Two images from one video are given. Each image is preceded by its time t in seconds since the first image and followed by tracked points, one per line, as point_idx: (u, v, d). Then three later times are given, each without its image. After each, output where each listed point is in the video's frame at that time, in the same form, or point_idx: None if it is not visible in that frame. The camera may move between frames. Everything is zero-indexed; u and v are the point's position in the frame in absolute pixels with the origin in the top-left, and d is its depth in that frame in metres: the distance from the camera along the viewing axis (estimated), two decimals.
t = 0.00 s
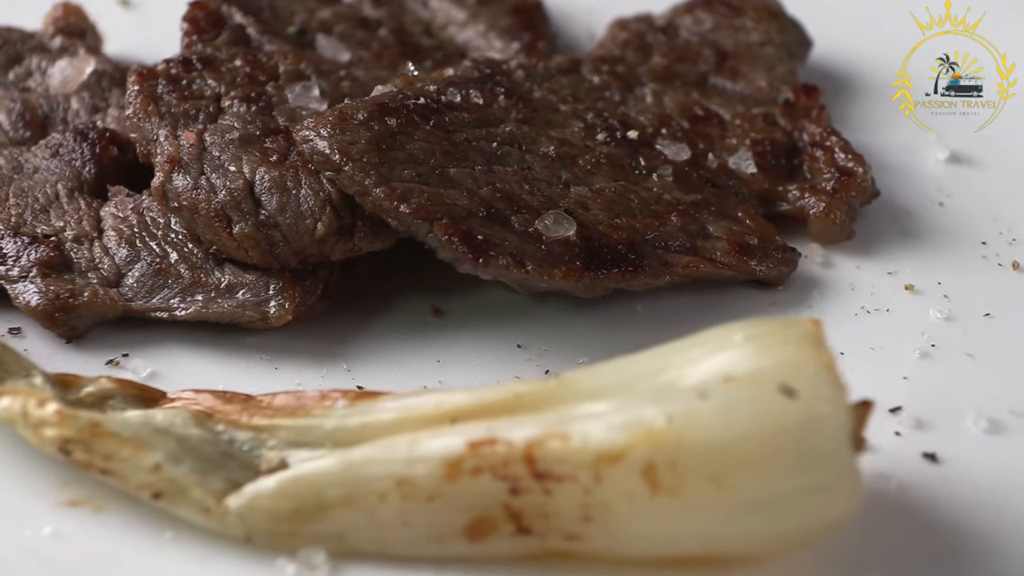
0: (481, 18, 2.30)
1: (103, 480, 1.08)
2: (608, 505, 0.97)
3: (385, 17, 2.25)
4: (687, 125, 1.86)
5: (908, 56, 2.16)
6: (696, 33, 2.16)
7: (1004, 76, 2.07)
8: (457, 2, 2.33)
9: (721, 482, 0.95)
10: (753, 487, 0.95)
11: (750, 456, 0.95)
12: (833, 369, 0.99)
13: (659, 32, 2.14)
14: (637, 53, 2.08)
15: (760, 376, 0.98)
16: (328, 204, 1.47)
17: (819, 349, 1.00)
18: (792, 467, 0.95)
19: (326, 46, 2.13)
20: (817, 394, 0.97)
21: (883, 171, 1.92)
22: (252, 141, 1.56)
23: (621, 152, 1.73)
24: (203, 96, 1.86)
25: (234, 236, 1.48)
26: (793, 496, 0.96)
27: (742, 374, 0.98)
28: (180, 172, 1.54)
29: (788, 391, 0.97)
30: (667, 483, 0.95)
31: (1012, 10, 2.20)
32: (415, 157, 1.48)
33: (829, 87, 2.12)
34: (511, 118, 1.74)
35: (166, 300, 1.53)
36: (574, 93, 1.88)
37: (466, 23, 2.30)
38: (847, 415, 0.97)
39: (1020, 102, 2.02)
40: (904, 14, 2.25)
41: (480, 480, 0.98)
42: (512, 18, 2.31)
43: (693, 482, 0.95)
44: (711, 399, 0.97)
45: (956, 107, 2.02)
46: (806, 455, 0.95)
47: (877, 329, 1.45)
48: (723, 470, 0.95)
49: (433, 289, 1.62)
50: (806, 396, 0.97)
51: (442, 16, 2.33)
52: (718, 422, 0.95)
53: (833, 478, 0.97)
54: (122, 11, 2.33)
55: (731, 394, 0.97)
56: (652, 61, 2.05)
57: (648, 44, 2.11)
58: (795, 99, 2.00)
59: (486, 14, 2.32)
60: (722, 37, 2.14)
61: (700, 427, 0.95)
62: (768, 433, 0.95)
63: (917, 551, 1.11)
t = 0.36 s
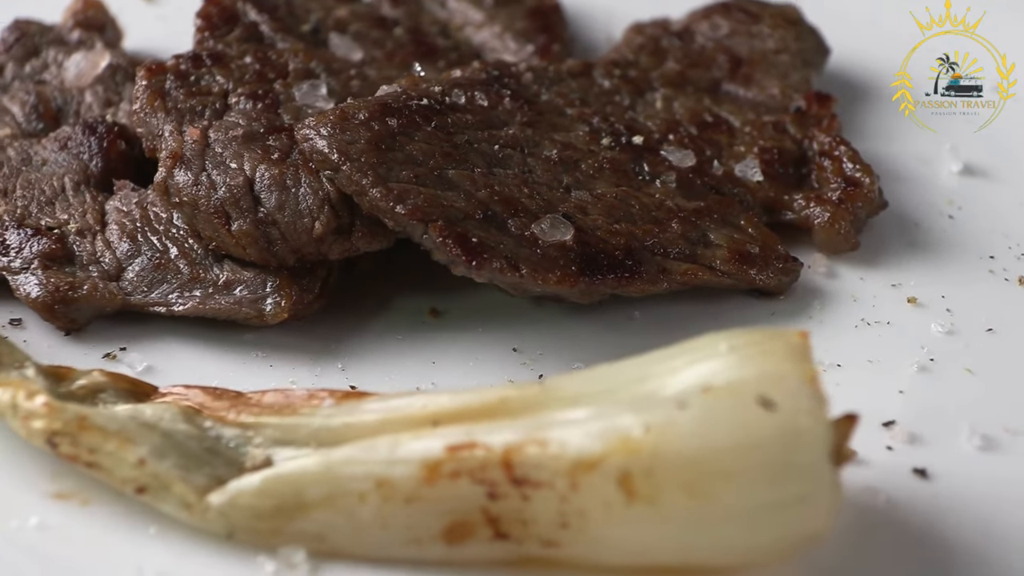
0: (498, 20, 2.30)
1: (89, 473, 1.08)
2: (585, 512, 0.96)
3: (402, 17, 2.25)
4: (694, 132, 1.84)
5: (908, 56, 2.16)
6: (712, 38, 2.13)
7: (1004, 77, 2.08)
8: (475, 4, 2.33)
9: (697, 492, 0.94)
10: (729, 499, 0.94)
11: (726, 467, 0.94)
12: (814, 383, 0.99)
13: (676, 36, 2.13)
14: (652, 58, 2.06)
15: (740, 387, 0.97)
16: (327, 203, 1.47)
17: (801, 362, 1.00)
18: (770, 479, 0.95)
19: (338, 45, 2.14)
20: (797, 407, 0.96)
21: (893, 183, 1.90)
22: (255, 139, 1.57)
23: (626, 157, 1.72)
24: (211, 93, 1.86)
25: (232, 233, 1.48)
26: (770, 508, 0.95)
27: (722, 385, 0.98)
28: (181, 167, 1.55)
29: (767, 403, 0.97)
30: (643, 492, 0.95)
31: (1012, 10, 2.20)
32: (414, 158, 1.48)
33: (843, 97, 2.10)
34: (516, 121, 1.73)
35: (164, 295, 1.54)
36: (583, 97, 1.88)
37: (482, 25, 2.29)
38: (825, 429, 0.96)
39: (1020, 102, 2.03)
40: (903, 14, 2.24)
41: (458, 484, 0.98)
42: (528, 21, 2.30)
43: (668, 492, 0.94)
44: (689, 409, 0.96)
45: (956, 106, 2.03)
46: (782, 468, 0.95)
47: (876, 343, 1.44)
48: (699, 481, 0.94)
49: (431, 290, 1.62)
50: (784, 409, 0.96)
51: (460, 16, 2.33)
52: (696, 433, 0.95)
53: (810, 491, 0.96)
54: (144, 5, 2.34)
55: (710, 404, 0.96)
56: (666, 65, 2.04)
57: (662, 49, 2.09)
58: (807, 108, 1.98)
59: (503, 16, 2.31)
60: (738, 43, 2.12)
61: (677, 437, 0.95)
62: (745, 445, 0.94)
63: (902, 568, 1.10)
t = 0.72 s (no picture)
0: (513, 21, 2.29)
1: (77, 466, 1.09)
2: (563, 518, 0.97)
3: (417, 16, 2.25)
4: (701, 137, 1.83)
5: (908, 56, 2.17)
6: (725, 44, 2.12)
7: (1005, 76, 2.08)
8: (492, 5, 2.32)
9: (674, 502, 0.94)
10: (705, 509, 0.94)
11: (703, 477, 0.93)
12: (797, 394, 0.97)
13: (691, 41, 2.11)
14: (663, 62, 2.05)
15: (721, 396, 0.96)
16: (326, 202, 1.47)
17: (785, 372, 0.98)
18: (746, 490, 0.94)
19: (349, 44, 2.14)
20: (776, 419, 0.95)
21: (901, 193, 1.88)
22: (258, 136, 1.57)
23: (628, 162, 1.71)
24: (218, 89, 1.87)
25: (231, 230, 1.48)
26: (746, 520, 0.94)
27: (702, 393, 0.97)
28: (183, 164, 1.55)
29: (746, 413, 0.95)
30: (619, 500, 0.95)
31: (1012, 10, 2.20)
32: (413, 159, 1.48)
33: (854, 106, 2.08)
34: (520, 124, 1.73)
35: (164, 290, 1.55)
36: (590, 101, 1.87)
37: (497, 26, 2.29)
38: (805, 442, 0.95)
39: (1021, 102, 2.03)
40: (904, 14, 2.25)
41: (438, 487, 0.98)
42: (543, 23, 2.30)
43: (645, 500, 0.94)
44: (668, 418, 0.95)
45: (956, 106, 2.03)
46: (758, 480, 0.94)
47: (873, 355, 1.43)
48: (675, 490, 0.94)
49: (430, 291, 1.62)
50: (763, 419, 0.95)
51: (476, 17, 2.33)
52: (673, 442, 0.94)
53: (788, 504, 0.95)
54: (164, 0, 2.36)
55: (689, 413, 0.95)
56: (678, 70, 2.03)
57: (675, 54, 2.07)
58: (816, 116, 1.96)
59: (518, 18, 2.31)
60: (752, 49, 2.11)
61: (654, 446, 0.94)
62: (722, 455, 0.93)
63: None
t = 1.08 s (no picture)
0: (529, 23, 2.28)
1: (66, 459, 1.09)
2: (540, 523, 0.96)
3: (433, 17, 2.24)
4: (708, 143, 1.82)
5: (908, 56, 2.17)
6: (739, 49, 2.11)
7: (1004, 77, 2.08)
8: (508, 6, 2.32)
9: (650, 511, 0.93)
10: (682, 518, 0.93)
11: (679, 487, 0.93)
12: (778, 407, 0.96)
13: (706, 47, 2.10)
14: (676, 67, 2.04)
15: (701, 405, 0.96)
16: (326, 201, 1.47)
17: (767, 383, 0.98)
18: (723, 501, 0.93)
19: (360, 43, 2.14)
20: (754, 430, 0.95)
21: (909, 204, 1.86)
22: (261, 134, 1.58)
23: (631, 167, 1.69)
24: (226, 86, 1.87)
25: (230, 227, 1.49)
26: (722, 531, 0.94)
27: (683, 402, 0.97)
28: (186, 159, 1.56)
29: (725, 424, 0.95)
30: (596, 507, 0.94)
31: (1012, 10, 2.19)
32: (412, 160, 1.48)
33: (867, 115, 2.07)
34: (523, 127, 1.73)
35: (163, 285, 1.55)
36: (597, 104, 1.85)
37: (512, 27, 2.28)
38: (783, 453, 0.94)
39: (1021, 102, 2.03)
40: (904, 14, 2.25)
41: (417, 489, 0.98)
42: (558, 25, 2.28)
43: (622, 508, 0.94)
44: (647, 426, 0.95)
45: (956, 106, 2.03)
46: (736, 491, 0.93)
47: (870, 366, 1.41)
48: (652, 499, 0.93)
49: (430, 293, 1.61)
50: (742, 431, 0.94)
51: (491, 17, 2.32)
52: (652, 451, 0.94)
53: (766, 516, 0.94)
54: None
55: (667, 421, 0.95)
56: (690, 76, 2.01)
57: (688, 59, 2.07)
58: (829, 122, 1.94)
59: (534, 20, 2.30)
60: (765, 55, 2.09)
61: (632, 454, 0.94)
62: (699, 466, 0.93)
63: None
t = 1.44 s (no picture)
0: (547, 26, 2.26)
1: (54, 450, 1.11)
2: (516, 528, 0.98)
3: (449, 17, 2.23)
4: (715, 150, 1.78)
5: (908, 56, 2.17)
6: (754, 55, 2.06)
7: (1005, 76, 2.07)
8: (525, 7, 2.30)
9: (624, 519, 0.94)
10: (656, 527, 0.94)
11: (653, 496, 0.94)
12: (756, 418, 0.97)
13: (720, 52, 2.06)
14: (688, 73, 1.99)
15: (678, 414, 0.96)
16: (325, 200, 1.47)
17: (747, 394, 0.98)
18: (697, 511, 0.94)
19: (373, 42, 2.13)
20: (730, 440, 0.95)
21: (916, 215, 1.84)
22: (264, 132, 1.58)
23: (633, 172, 1.66)
24: (234, 82, 1.87)
25: (229, 223, 1.49)
26: (696, 541, 0.95)
27: (661, 410, 0.97)
28: (188, 155, 1.56)
29: (701, 433, 0.95)
30: (571, 514, 0.95)
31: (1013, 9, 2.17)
32: (410, 161, 1.48)
33: (879, 126, 2.04)
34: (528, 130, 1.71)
35: (163, 280, 1.56)
36: (604, 108, 1.81)
37: (528, 30, 2.25)
38: (759, 465, 0.95)
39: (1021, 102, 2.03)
40: (903, 14, 2.24)
41: (396, 491, 0.99)
42: (573, 27, 2.26)
43: (596, 515, 0.95)
44: (623, 434, 0.96)
45: (956, 106, 2.03)
46: (710, 501, 0.94)
47: (865, 378, 1.41)
48: (626, 507, 0.94)
49: (429, 294, 1.61)
50: (718, 441, 0.95)
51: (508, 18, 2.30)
52: (627, 459, 0.95)
53: (740, 527, 0.95)
54: None
55: (644, 429, 0.96)
56: (703, 82, 1.97)
57: (702, 64, 2.02)
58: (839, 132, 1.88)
59: (552, 22, 2.28)
60: (780, 62, 2.04)
61: (607, 461, 0.95)
62: (673, 475, 0.94)
63: None
